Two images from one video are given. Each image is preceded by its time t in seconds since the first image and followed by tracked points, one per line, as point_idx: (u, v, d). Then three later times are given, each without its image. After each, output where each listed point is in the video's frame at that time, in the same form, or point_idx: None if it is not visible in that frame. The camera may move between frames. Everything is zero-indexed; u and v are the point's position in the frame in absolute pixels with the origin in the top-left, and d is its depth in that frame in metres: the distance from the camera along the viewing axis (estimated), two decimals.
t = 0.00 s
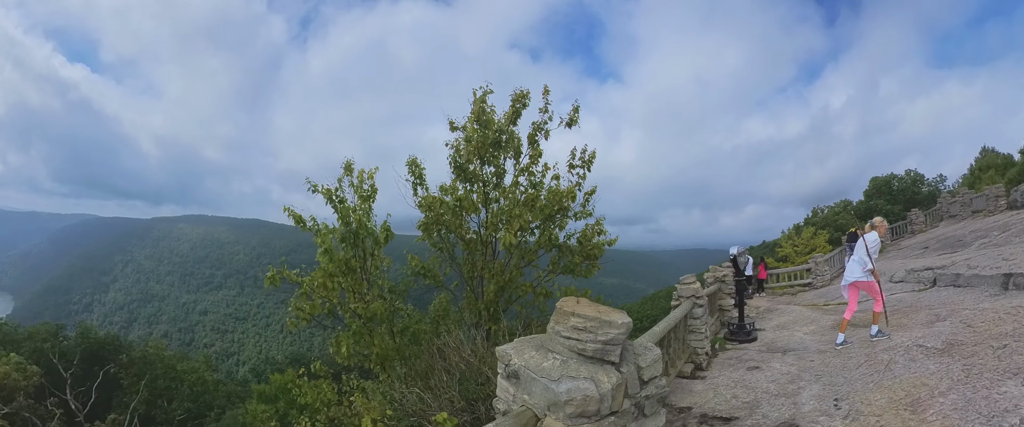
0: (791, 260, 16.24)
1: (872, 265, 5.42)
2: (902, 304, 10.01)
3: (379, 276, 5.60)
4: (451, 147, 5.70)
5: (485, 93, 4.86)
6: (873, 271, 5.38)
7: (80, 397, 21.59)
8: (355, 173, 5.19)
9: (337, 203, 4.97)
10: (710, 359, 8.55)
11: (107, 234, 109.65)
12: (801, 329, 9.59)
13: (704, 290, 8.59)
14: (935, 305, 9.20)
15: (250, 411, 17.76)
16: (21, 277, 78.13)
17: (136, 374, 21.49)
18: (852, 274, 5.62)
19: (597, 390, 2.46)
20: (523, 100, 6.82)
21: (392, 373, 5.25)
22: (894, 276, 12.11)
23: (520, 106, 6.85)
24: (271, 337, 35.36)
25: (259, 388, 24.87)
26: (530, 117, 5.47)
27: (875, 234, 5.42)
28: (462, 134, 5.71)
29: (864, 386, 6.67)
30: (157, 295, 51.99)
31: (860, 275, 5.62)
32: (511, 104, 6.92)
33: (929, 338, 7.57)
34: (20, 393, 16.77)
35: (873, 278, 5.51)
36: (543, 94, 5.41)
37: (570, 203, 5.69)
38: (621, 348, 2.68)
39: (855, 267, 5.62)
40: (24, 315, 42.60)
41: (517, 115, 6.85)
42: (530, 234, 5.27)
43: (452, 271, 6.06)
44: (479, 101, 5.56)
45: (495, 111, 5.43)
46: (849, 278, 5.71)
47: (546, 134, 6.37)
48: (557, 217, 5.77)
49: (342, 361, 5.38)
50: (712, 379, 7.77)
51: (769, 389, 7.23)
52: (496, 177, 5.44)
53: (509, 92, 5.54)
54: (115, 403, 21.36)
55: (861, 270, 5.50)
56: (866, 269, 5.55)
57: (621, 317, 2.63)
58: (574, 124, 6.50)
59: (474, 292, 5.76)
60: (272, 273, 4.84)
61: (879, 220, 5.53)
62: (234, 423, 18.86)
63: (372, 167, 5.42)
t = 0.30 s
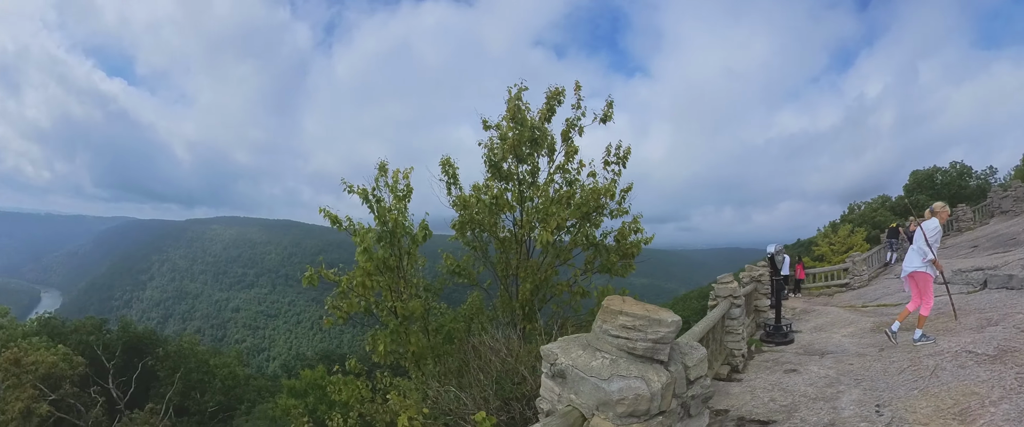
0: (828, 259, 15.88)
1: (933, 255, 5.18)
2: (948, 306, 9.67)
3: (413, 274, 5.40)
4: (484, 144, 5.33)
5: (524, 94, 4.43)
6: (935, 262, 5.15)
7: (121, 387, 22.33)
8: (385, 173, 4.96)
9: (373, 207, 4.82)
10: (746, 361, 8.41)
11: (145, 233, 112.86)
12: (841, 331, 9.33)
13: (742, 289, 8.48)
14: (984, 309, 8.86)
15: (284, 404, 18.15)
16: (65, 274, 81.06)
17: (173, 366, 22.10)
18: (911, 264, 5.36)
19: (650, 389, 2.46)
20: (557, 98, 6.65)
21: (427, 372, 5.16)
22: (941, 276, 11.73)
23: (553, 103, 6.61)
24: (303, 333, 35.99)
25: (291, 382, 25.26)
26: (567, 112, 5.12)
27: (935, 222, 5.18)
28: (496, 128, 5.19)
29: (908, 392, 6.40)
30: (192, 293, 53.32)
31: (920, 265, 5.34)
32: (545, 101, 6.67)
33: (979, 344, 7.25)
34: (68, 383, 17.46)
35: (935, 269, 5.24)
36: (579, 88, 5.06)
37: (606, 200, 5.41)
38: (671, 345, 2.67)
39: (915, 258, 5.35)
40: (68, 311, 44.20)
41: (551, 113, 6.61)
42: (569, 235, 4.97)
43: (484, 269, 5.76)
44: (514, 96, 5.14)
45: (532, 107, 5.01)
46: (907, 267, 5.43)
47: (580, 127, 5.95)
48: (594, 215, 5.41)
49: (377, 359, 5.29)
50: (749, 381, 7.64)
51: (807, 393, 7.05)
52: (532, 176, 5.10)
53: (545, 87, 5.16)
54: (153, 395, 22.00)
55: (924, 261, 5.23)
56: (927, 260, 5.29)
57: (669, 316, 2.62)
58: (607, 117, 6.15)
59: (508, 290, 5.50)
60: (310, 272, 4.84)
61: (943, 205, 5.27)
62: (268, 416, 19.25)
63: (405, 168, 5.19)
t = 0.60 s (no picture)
0: (865, 258, 15.42)
1: (1000, 250, 4.90)
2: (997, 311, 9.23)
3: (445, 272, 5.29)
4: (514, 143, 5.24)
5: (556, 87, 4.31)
6: (1001, 257, 4.87)
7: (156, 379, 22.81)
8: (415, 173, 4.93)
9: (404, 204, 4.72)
10: (782, 365, 8.19)
11: (180, 232, 115.44)
12: (882, 335, 8.99)
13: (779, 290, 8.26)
14: None
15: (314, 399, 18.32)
16: (106, 270, 83.50)
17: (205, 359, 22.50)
18: (976, 261, 5.09)
19: (696, 391, 2.38)
20: (589, 92, 6.46)
21: (458, 370, 5.05)
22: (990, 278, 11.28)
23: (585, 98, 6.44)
24: (332, 329, 36.35)
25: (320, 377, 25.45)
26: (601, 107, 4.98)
27: (998, 213, 4.92)
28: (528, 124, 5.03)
29: (957, 404, 6.03)
30: (225, 290, 54.33)
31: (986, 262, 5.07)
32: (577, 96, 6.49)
33: None
34: (108, 373, 17.88)
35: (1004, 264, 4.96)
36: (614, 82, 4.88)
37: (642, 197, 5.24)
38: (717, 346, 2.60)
39: (980, 254, 5.08)
40: (108, 306, 45.49)
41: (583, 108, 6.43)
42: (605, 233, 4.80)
43: (515, 268, 5.58)
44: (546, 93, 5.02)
45: (565, 103, 4.89)
46: (971, 265, 5.17)
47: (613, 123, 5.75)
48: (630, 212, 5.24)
49: (409, 357, 5.21)
50: (785, 386, 7.43)
51: (846, 399, 6.78)
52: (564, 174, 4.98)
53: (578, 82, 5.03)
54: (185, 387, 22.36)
55: (990, 256, 4.96)
56: (993, 256, 5.01)
57: (716, 316, 2.55)
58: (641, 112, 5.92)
59: (540, 289, 5.34)
60: (342, 271, 4.81)
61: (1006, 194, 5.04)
62: (296, 410, 19.39)
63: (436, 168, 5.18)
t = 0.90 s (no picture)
0: (904, 258, 14.94)
1: None
2: None
3: (475, 271, 5.19)
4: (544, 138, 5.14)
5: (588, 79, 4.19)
6: None
7: (189, 372, 23.24)
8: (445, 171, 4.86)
9: (434, 202, 4.63)
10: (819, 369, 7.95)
11: (214, 231, 117.86)
12: (925, 341, 8.64)
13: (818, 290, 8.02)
14: None
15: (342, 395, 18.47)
16: (143, 268, 85.74)
17: (236, 355, 22.86)
18: None
19: (741, 397, 2.30)
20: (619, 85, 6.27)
21: (487, 369, 4.95)
22: None
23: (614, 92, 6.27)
24: (360, 327, 36.66)
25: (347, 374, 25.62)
26: (633, 100, 4.87)
27: None
28: (560, 119, 4.91)
29: (1011, 418, 5.63)
30: (257, 288, 55.24)
31: None
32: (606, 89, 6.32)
33: None
34: (144, 365, 18.27)
35: None
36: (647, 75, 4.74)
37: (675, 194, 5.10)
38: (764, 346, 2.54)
39: None
40: (144, 303, 46.72)
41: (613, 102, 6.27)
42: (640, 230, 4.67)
43: (546, 266, 5.44)
44: (576, 87, 4.90)
45: (596, 96, 4.77)
46: None
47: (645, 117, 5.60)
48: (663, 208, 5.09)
49: (438, 356, 5.13)
50: (822, 392, 7.21)
51: (889, 409, 6.48)
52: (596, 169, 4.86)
53: (609, 75, 4.89)
54: (216, 381, 22.73)
55: None
56: None
57: (761, 316, 2.48)
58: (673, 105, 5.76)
59: (571, 289, 5.20)
60: (372, 269, 4.76)
61: None
62: (323, 405, 19.56)
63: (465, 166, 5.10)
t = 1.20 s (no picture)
0: (948, 258, 14.41)
1: None
2: None
3: (507, 270, 5.10)
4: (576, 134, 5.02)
5: (624, 70, 4.05)
6: None
7: (221, 368, 23.62)
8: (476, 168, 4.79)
9: (466, 199, 4.55)
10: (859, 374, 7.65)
11: (245, 230, 120.05)
12: (972, 348, 8.25)
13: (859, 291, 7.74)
14: None
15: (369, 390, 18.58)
16: (178, 266, 87.80)
17: (266, 350, 23.16)
18: None
19: (797, 402, 2.18)
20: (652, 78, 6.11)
21: (518, 370, 4.84)
22: None
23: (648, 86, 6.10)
24: (388, 324, 36.93)
25: (375, 371, 25.74)
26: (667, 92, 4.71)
27: None
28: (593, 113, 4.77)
29: None
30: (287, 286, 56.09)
31: None
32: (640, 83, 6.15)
33: None
34: (177, 359, 18.60)
35: None
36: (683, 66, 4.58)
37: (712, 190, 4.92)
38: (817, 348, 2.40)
39: None
40: (179, 299, 47.75)
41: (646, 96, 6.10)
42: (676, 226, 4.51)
43: (578, 265, 5.32)
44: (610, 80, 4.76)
45: (630, 89, 4.63)
46: None
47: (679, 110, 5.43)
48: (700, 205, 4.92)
49: (470, 356, 5.04)
50: (862, 400, 6.91)
51: (935, 419, 6.09)
52: (631, 164, 4.72)
53: (644, 66, 4.75)
54: (246, 376, 23.05)
55: None
56: None
57: (815, 315, 2.35)
58: (709, 97, 5.57)
59: (604, 289, 5.07)
60: (405, 266, 4.70)
61: None
62: (349, 401, 19.68)
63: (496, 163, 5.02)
